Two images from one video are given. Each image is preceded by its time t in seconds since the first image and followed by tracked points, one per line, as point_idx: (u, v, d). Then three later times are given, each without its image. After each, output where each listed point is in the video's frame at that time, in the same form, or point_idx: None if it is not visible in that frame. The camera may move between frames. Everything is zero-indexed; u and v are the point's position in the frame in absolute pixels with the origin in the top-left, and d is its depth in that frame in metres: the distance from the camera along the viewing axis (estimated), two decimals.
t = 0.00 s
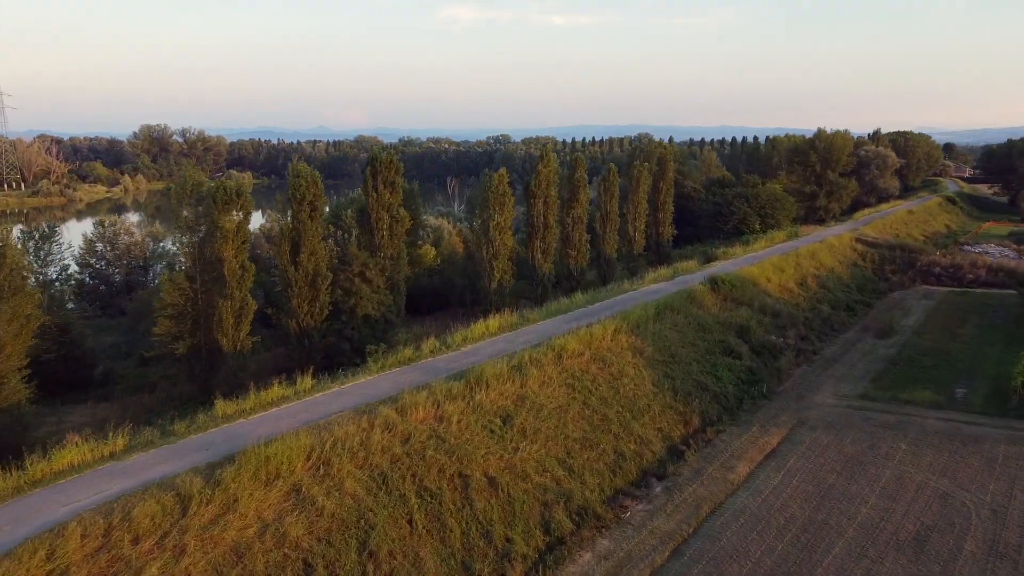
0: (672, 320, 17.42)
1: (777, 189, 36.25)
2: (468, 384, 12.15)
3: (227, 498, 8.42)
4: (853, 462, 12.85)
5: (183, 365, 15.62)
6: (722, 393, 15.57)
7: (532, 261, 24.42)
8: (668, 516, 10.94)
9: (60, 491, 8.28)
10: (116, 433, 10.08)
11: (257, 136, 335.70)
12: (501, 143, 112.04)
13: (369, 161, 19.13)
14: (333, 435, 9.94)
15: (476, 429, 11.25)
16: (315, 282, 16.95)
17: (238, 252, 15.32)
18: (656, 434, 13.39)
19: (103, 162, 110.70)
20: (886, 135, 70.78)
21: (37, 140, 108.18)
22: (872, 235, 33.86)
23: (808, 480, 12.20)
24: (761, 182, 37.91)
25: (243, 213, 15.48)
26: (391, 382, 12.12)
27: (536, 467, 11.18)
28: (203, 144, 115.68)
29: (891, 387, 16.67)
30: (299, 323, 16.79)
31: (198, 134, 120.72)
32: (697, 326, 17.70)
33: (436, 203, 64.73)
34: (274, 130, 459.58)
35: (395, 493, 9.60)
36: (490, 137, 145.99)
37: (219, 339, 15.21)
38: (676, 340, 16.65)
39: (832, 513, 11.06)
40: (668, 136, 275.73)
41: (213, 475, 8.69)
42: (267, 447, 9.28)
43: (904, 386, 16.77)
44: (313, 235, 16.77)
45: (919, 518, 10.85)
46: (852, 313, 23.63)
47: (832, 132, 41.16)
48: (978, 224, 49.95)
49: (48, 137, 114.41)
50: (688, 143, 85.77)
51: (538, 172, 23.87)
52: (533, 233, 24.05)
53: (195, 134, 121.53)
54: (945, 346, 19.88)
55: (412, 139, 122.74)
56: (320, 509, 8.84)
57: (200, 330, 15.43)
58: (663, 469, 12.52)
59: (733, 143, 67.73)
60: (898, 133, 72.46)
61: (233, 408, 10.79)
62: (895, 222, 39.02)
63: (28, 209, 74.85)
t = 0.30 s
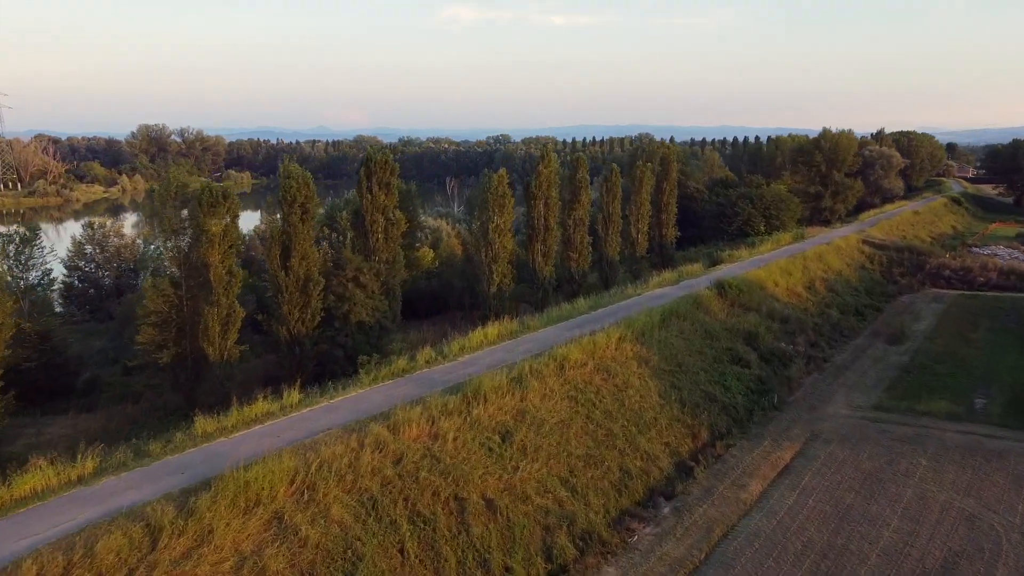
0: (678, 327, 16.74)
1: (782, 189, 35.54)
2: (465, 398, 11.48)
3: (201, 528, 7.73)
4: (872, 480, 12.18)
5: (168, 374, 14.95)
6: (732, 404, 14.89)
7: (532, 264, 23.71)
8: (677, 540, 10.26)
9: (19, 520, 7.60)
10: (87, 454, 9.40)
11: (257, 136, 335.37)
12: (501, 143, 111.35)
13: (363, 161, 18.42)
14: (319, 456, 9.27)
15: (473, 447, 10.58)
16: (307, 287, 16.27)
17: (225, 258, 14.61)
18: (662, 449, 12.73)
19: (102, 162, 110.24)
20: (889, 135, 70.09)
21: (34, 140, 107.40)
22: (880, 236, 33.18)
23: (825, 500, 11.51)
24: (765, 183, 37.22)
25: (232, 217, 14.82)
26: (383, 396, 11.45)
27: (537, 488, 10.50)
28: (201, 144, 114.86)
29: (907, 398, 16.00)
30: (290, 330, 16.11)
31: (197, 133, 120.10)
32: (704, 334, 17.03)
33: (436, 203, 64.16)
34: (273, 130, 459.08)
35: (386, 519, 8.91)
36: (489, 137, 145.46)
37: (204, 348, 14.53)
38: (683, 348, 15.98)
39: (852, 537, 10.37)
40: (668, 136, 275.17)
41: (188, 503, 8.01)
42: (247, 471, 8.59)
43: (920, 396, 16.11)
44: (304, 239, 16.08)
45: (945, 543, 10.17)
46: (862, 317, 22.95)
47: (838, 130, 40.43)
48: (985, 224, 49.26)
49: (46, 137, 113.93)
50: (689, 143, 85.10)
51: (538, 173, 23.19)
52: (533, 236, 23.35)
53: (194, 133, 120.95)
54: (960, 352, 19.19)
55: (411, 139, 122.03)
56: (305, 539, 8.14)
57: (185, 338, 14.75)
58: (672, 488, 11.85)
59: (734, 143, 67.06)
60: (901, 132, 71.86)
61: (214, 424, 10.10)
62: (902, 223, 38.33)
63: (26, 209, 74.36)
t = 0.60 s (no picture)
0: (685, 335, 16.07)
1: (787, 190, 34.83)
2: (462, 414, 10.80)
3: (171, 565, 7.02)
4: (894, 500, 11.49)
5: (152, 385, 14.26)
6: (742, 417, 14.21)
7: (532, 268, 23.01)
8: (689, 566, 9.56)
9: None
10: (53, 479, 8.71)
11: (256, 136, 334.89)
12: (501, 143, 110.67)
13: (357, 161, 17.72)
14: (304, 481, 8.58)
15: (470, 468, 9.88)
16: (298, 293, 15.58)
17: (210, 263, 13.92)
18: (670, 466, 12.06)
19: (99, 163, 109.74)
20: (892, 134, 69.42)
21: (32, 140, 106.97)
22: (887, 238, 32.48)
23: (844, 523, 10.81)
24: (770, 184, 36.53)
25: (218, 221, 14.13)
26: (375, 412, 10.79)
27: (538, 511, 9.81)
28: (200, 144, 114.15)
29: (925, 409, 15.32)
30: (280, 338, 15.43)
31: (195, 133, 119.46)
32: (712, 342, 16.35)
33: (436, 203, 63.56)
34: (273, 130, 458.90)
35: (375, 550, 8.21)
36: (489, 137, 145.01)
37: (189, 358, 13.83)
38: (690, 357, 15.30)
39: (876, 564, 9.68)
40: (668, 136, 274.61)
41: (158, 536, 7.31)
42: (224, 499, 7.90)
43: (937, 407, 15.44)
44: (295, 242, 15.39)
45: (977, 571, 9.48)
46: (873, 323, 22.26)
47: (844, 131, 39.42)
48: (991, 225, 48.59)
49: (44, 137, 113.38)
50: (690, 143, 84.48)
51: (539, 173, 22.51)
52: (534, 238, 22.65)
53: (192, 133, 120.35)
54: (977, 360, 18.51)
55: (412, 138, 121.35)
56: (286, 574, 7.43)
57: (169, 347, 14.07)
58: (681, 508, 11.17)
59: (737, 143, 66.33)
60: (904, 132, 71.30)
61: (192, 444, 9.42)
62: (909, 224, 37.65)
63: (22, 209, 73.83)
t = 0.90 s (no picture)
0: (692, 343, 15.38)
1: (793, 191, 34.13)
2: (458, 433, 10.11)
3: None
4: (919, 522, 10.79)
5: (134, 398, 13.57)
6: (753, 431, 13.52)
7: (533, 272, 22.32)
8: None
9: None
10: (12, 508, 8.01)
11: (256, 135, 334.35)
12: (501, 143, 110.13)
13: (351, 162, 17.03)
14: (285, 509, 7.87)
15: (467, 492, 9.17)
16: (288, 300, 14.89)
17: (195, 269, 13.25)
18: (680, 485, 11.36)
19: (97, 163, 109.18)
20: (896, 134, 68.81)
21: (30, 140, 106.45)
22: (896, 241, 31.79)
23: (866, 547, 10.09)
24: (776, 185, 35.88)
25: (202, 224, 13.44)
26: (365, 430, 10.10)
27: (540, 538, 9.09)
28: (198, 144, 113.41)
29: (944, 422, 14.63)
30: (269, 347, 14.73)
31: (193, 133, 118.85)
32: (721, 351, 15.66)
33: (435, 204, 62.93)
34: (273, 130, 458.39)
35: None
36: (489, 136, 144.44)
37: (171, 368, 13.13)
38: (698, 368, 14.60)
39: None
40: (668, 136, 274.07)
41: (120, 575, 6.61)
42: (195, 532, 7.19)
43: (957, 419, 14.74)
44: (285, 247, 14.72)
45: None
46: (885, 329, 21.57)
47: (850, 131, 38.70)
48: (997, 226, 47.94)
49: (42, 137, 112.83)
50: (691, 143, 83.87)
51: (540, 173, 21.83)
52: (535, 241, 21.97)
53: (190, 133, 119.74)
54: (995, 369, 17.82)
55: (411, 138, 120.66)
56: None
57: (151, 357, 13.38)
58: (693, 532, 10.46)
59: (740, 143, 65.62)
60: (907, 132, 70.70)
61: (165, 468, 8.72)
62: (916, 226, 36.97)
63: (18, 210, 73.29)
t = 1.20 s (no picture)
0: (700, 352, 14.69)
1: (799, 192, 33.45)
2: (454, 453, 9.43)
3: None
4: (945, 547, 10.10)
5: (114, 411, 12.90)
6: (766, 446, 12.85)
7: (533, 276, 21.64)
8: None
9: None
10: None
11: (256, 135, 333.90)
12: (501, 143, 109.54)
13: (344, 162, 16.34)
14: (263, 543, 7.18)
15: (463, 519, 8.48)
16: (277, 307, 14.21)
17: (178, 275, 12.58)
18: (690, 507, 10.68)
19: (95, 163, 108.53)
20: (899, 134, 68.18)
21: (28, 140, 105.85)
22: (904, 243, 31.10)
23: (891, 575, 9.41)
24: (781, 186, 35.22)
25: (185, 227, 12.77)
26: (355, 451, 9.42)
27: (542, 569, 8.40)
28: (197, 144, 112.63)
29: (965, 435, 13.95)
30: (256, 356, 14.05)
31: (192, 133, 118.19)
32: (730, 360, 14.98)
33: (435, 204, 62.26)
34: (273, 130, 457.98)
35: None
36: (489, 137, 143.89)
37: (153, 380, 12.45)
38: (707, 378, 13.91)
39: None
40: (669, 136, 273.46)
41: None
42: (161, 571, 6.49)
43: (978, 433, 14.06)
44: (274, 251, 14.05)
45: None
46: (897, 335, 20.88)
47: (857, 130, 38.16)
48: (1004, 227, 47.26)
49: (40, 137, 112.22)
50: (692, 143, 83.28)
51: (541, 174, 21.15)
52: (535, 244, 21.28)
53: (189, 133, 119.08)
54: (1014, 377, 17.13)
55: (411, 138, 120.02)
56: None
57: (132, 368, 12.70)
58: (705, 559, 9.77)
59: (743, 143, 64.91)
60: (911, 132, 70.08)
61: (136, 495, 8.04)
62: (924, 227, 36.29)
63: (13, 210, 72.64)
